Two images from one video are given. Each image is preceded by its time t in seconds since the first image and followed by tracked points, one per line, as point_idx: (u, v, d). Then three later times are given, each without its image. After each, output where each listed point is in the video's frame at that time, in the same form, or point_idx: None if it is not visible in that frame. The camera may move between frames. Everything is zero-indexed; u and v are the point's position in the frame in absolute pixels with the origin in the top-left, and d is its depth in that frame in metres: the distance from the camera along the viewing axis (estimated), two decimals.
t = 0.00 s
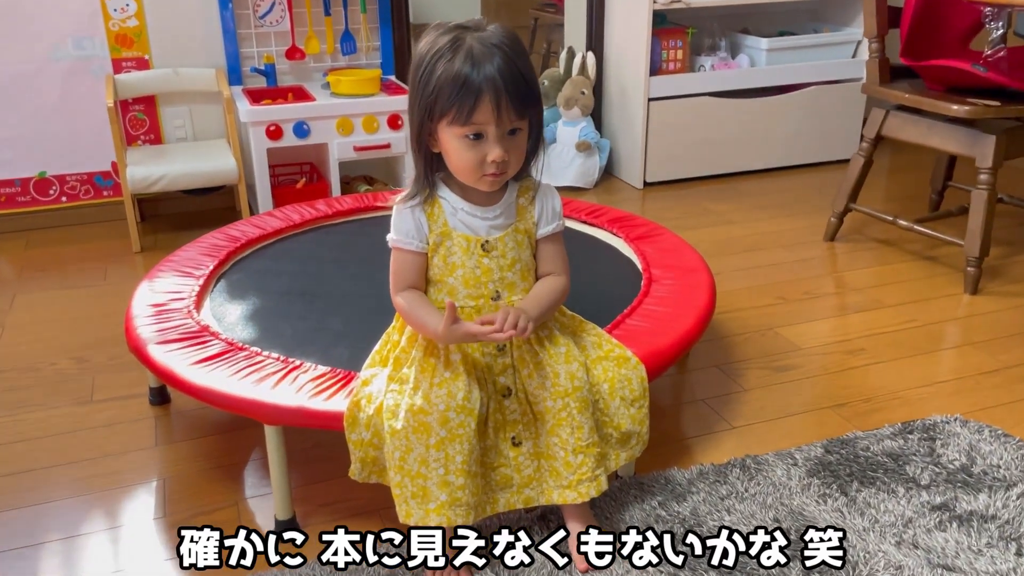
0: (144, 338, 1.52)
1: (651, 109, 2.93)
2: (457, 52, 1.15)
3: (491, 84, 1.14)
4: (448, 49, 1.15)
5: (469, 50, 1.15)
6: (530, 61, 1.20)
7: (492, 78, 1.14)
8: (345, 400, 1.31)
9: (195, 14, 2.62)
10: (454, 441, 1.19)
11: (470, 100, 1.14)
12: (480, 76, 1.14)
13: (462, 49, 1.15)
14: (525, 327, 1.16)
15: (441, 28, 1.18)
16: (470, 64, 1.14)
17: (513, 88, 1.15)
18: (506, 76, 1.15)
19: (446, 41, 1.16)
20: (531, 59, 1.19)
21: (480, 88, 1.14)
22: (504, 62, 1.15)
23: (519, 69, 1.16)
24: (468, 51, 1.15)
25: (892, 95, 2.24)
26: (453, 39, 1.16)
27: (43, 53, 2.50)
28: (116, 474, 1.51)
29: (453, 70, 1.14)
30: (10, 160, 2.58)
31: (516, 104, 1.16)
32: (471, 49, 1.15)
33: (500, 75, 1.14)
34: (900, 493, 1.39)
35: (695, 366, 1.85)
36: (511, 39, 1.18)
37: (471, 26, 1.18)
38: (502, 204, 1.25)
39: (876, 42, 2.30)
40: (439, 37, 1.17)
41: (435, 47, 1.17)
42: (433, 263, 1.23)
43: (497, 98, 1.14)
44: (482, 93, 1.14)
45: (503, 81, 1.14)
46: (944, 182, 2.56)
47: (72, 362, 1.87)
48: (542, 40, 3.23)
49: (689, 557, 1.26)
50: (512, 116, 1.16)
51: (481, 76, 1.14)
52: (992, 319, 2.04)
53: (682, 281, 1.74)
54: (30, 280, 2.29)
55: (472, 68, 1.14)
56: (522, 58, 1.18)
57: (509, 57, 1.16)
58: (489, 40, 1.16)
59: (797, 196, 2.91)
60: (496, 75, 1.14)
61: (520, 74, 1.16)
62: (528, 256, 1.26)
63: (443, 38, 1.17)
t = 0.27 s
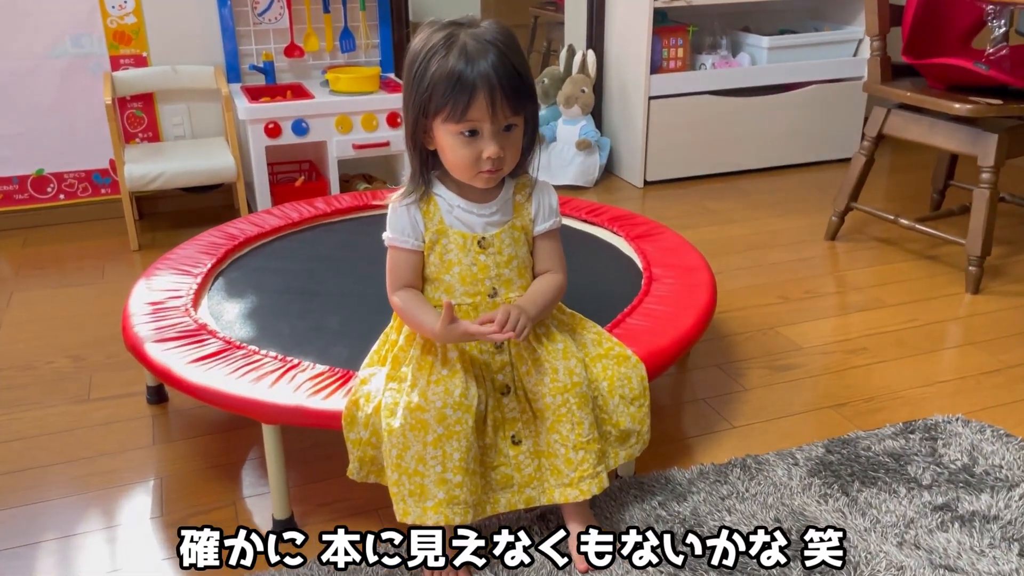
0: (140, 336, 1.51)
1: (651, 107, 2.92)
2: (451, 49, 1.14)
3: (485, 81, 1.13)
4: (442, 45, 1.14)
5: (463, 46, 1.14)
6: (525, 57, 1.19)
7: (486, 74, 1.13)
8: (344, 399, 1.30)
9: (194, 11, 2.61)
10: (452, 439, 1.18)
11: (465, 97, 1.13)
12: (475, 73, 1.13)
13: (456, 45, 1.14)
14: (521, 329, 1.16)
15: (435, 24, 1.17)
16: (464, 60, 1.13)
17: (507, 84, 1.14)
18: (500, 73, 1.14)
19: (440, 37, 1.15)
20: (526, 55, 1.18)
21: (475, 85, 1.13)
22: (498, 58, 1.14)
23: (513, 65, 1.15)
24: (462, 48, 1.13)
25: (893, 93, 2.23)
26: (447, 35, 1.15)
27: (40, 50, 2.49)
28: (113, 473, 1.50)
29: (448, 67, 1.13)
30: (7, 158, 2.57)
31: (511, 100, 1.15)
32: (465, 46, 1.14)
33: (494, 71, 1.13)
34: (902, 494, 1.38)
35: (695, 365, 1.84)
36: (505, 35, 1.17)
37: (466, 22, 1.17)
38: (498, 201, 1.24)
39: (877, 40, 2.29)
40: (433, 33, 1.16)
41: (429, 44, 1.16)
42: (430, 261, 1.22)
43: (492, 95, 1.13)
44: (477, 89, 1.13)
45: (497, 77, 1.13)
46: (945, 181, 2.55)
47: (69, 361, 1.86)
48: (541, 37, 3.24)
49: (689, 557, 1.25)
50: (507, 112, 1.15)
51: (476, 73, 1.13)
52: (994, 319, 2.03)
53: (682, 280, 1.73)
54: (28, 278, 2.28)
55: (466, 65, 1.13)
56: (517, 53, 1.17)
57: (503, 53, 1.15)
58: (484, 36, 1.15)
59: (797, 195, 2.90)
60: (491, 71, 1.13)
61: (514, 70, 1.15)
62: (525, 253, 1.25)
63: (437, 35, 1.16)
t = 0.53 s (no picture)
0: (141, 334, 1.51)
1: (653, 106, 2.92)
2: (446, 47, 1.14)
3: (481, 79, 1.13)
4: (438, 44, 1.14)
5: (458, 45, 1.13)
6: (521, 55, 1.19)
7: (482, 73, 1.13)
8: (344, 398, 1.30)
9: (196, 9, 2.61)
10: (451, 436, 1.18)
11: (460, 95, 1.13)
12: (470, 71, 1.12)
13: (452, 44, 1.14)
14: (518, 331, 1.17)
15: (431, 23, 1.17)
16: (460, 59, 1.13)
17: (503, 82, 1.14)
18: (496, 71, 1.13)
19: (435, 36, 1.15)
20: (522, 53, 1.18)
21: (470, 84, 1.12)
22: (494, 57, 1.14)
23: (509, 63, 1.15)
24: (458, 46, 1.13)
25: (895, 93, 2.23)
26: (442, 34, 1.15)
27: (42, 48, 2.49)
28: (113, 471, 1.50)
29: (443, 66, 1.13)
30: (9, 156, 2.57)
31: (507, 99, 1.15)
32: (460, 45, 1.13)
33: (490, 69, 1.13)
34: (903, 493, 1.38)
35: (697, 365, 1.84)
36: (501, 33, 1.16)
37: (462, 21, 1.17)
38: (495, 199, 1.24)
39: (879, 40, 2.28)
40: (429, 32, 1.16)
41: (425, 43, 1.16)
42: (428, 260, 1.22)
43: (487, 93, 1.13)
44: (472, 88, 1.12)
45: (492, 76, 1.13)
46: (947, 181, 2.55)
47: (70, 358, 1.86)
48: (543, 36, 3.21)
49: (689, 557, 1.25)
50: (503, 110, 1.15)
51: (471, 71, 1.12)
52: (995, 319, 2.03)
53: (683, 279, 1.73)
54: (29, 276, 2.28)
55: (461, 63, 1.13)
56: (513, 52, 1.16)
57: (499, 51, 1.14)
58: (479, 34, 1.14)
59: (799, 195, 2.90)
60: (486, 70, 1.13)
61: (510, 68, 1.15)
62: (523, 251, 1.25)
63: (433, 34, 1.16)
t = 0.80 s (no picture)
0: (144, 332, 1.51)
1: (657, 105, 2.91)
2: (446, 46, 1.13)
3: (481, 78, 1.12)
4: (438, 43, 1.14)
5: (458, 44, 1.13)
6: (522, 53, 1.18)
7: (481, 72, 1.12)
8: (347, 397, 1.30)
9: (199, 7, 2.61)
10: (453, 436, 1.17)
11: (461, 95, 1.12)
12: (470, 70, 1.12)
13: (451, 43, 1.13)
14: (520, 333, 1.16)
15: (431, 22, 1.16)
16: (460, 58, 1.12)
17: (503, 81, 1.13)
18: (496, 70, 1.13)
19: (435, 35, 1.14)
20: (522, 52, 1.17)
21: (470, 83, 1.12)
22: (494, 56, 1.13)
23: (509, 62, 1.14)
24: (458, 45, 1.13)
25: (902, 92, 2.22)
26: (442, 33, 1.14)
27: (46, 46, 2.49)
28: (116, 469, 1.50)
29: (443, 65, 1.13)
30: (12, 154, 2.57)
31: (507, 98, 1.14)
32: (460, 44, 1.13)
33: (490, 68, 1.12)
34: (909, 494, 1.37)
35: (701, 364, 1.83)
36: (501, 32, 1.16)
37: (461, 19, 1.16)
38: (497, 198, 1.23)
39: (885, 38, 2.27)
40: (429, 31, 1.16)
41: (425, 42, 1.15)
42: (430, 259, 1.21)
43: (487, 92, 1.12)
44: (472, 87, 1.12)
45: (493, 75, 1.12)
46: (953, 181, 2.54)
47: (73, 356, 1.86)
48: (547, 36, 3.21)
49: (689, 557, 1.24)
50: (503, 110, 1.14)
51: (471, 70, 1.12)
52: (1001, 320, 2.02)
53: (688, 279, 1.72)
54: (32, 274, 2.28)
55: (461, 63, 1.12)
56: (513, 50, 1.16)
57: (499, 50, 1.14)
58: (479, 33, 1.14)
59: (803, 194, 2.89)
60: (486, 69, 1.12)
61: (510, 67, 1.14)
62: (526, 250, 1.25)
63: (433, 33, 1.15)
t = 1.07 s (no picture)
0: (146, 330, 1.50)
1: (659, 103, 2.91)
2: (451, 44, 1.13)
3: (486, 76, 1.11)
4: (443, 41, 1.13)
5: (463, 41, 1.12)
6: (527, 52, 1.18)
7: (486, 70, 1.11)
8: (351, 395, 1.29)
9: (201, 4, 2.60)
10: (455, 435, 1.17)
11: (465, 93, 1.11)
12: (475, 68, 1.11)
13: (456, 41, 1.13)
14: (530, 331, 1.15)
15: (436, 20, 1.16)
16: (464, 56, 1.12)
17: (508, 79, 1.13)
18: (501, 68, 1.12)
19: (440, 33, 1.14)
20: (527, 49, 1.17)
21: (475, 81, 1.11)
22: (498, 54, 1.13)
23: (514, 60, 1.14)
24: (463, 43, 1.12)
25: (906, 90, 2.21)
26: (447, 31, 1.14)
27: (48, 43, 2.48)
28: (117, 467, 1.50)
29: (448, 63, 1.12)
30: (13, 151, 2.56)
31: (512, 96, 1.13)
32: (465, 41, 1.12)
33: (494, 66, 1.12)
34: (914, 494, 1.37)
35: (704, 363, 1.83)
36: (507, 29, 1.15)
37: (466, 17, 1.15)
38: (503, 195, 1.22)
39: (890, 36, 2.27)
40: (434, 29, 1.15)
41: (429, 39, 1.14)
42: (434, 257, 1.21)
43: (492, 91, 1.12)
44: (477, 85, 1.11)
45: (497, 73, 1.12)
46: (956, 180, 2.53)
47: (75, 354, 1.85)
48: (549, 34, 3.15)
49: (690, 557, 1.24)
50: (508, 108, 1.14)
51: (476, 68, 1.11)
52: (1005, 319, 2.01)
53: (691, 277, 1.72)
54: (33, 271, 2.27)
55: (466, 61, 1.12)
56: (518, 48, 1.15)
57: (504, 48, 1.13)
58: (484, 31, 1.13)
59: (806, 193, 2.88)
60: (491, 67, 1.12)
61: (515, 65, 1.14)
62: (531, 247, 1.24)
63: (437, 30, 1.14)
